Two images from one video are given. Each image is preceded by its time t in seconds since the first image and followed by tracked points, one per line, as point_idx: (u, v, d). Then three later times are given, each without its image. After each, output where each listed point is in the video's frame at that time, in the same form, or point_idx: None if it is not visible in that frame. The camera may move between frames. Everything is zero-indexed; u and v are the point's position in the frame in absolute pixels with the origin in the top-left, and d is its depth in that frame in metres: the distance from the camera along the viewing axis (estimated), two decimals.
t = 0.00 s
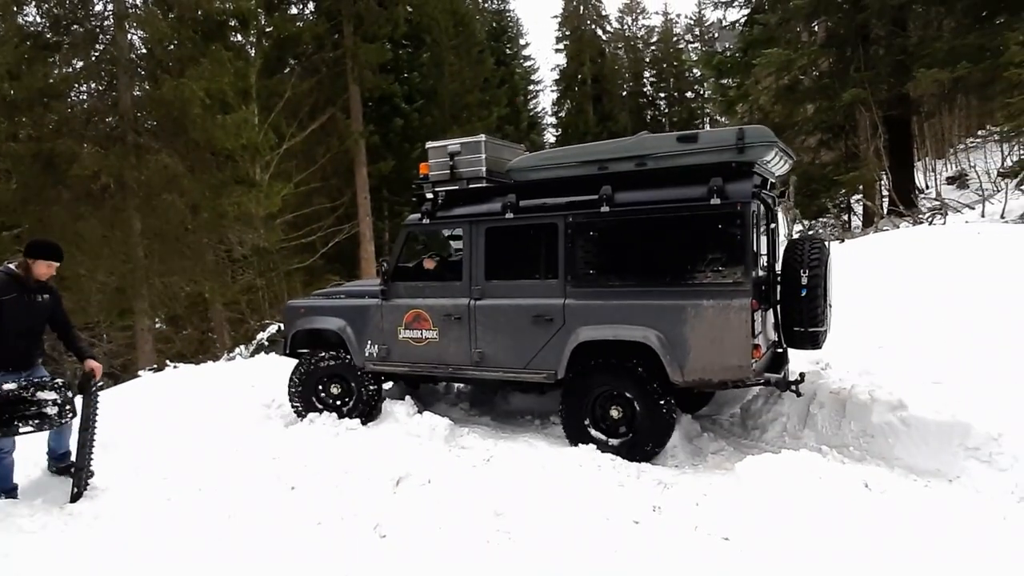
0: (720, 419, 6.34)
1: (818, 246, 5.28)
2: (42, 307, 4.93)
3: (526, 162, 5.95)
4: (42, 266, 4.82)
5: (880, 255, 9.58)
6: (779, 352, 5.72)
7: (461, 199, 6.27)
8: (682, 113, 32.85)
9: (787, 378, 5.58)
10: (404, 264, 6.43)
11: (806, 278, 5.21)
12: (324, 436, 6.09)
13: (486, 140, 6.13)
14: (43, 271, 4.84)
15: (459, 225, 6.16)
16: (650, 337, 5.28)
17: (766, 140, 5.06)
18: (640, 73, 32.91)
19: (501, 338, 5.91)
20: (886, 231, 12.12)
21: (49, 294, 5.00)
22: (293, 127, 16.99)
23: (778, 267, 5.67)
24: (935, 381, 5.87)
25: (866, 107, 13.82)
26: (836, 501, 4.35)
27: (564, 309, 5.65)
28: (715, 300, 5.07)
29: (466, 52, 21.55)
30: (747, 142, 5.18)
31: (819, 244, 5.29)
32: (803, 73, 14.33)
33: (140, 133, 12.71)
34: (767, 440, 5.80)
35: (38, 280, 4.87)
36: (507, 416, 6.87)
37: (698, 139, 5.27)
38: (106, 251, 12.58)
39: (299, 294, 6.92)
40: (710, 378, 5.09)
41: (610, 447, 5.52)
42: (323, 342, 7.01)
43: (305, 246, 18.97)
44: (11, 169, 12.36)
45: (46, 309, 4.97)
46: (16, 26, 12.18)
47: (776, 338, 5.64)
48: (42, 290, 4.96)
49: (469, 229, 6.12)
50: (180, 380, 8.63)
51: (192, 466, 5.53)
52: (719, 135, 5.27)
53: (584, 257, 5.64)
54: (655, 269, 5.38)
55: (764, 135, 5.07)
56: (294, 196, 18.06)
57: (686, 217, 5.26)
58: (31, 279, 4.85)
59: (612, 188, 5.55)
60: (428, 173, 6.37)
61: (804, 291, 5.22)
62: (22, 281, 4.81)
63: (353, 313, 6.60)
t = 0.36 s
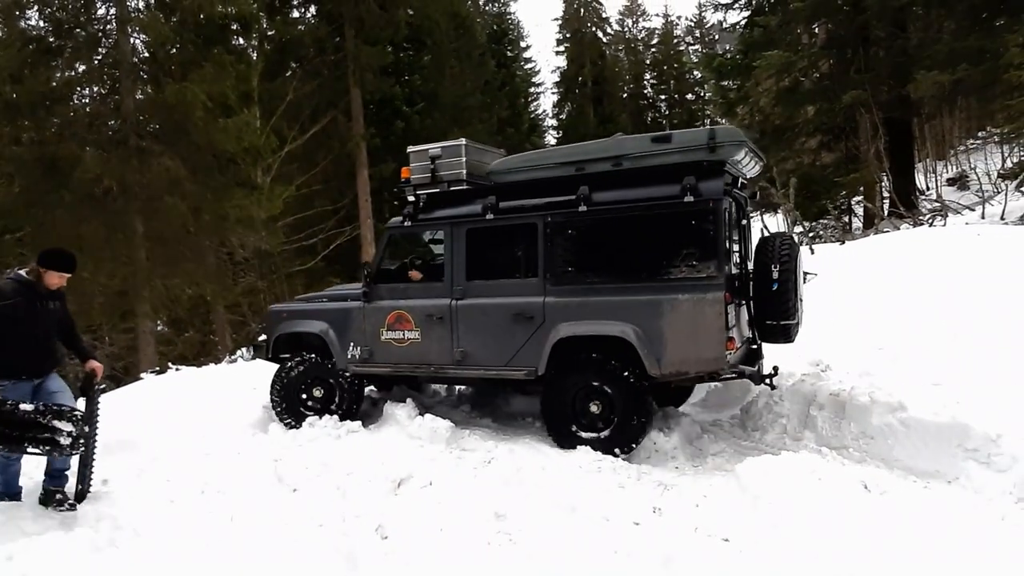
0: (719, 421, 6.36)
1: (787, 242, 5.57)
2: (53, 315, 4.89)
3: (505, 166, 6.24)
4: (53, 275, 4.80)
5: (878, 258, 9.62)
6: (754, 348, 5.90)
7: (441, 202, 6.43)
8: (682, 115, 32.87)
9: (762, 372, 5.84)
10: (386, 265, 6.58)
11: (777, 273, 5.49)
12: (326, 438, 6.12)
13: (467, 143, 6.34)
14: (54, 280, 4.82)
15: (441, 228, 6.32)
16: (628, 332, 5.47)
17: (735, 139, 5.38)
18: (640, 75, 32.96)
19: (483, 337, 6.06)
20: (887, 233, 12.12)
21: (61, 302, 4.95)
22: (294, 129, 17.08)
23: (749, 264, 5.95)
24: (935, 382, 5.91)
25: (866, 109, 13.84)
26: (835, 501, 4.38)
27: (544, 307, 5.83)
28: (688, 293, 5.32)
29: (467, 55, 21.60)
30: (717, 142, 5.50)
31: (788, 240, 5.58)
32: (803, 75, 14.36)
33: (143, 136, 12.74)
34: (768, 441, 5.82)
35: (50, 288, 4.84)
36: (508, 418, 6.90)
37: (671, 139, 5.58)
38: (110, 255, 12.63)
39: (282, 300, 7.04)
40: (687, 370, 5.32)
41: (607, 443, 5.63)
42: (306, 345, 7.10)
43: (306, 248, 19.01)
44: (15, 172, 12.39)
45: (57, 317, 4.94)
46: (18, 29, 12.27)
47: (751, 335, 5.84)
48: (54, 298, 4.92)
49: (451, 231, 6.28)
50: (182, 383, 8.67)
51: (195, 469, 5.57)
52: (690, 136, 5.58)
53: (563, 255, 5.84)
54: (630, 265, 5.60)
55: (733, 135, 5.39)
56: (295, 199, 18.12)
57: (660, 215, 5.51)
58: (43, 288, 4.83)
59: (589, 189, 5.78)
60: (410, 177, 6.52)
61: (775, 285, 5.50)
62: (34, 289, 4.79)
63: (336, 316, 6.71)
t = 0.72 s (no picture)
0: (728, 424, 6.38)
1: (765, 237, 5.86)
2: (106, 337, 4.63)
3: (489, 169, 6.34)
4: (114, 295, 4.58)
5: (887, 261, 9.61)
6: (735, 344, 6.07)
7: (426, 206, 6.60)
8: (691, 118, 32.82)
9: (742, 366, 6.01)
10: (373, 269, 6.70)
11: (755, 269, 5.79)
12: (337, 442, 6.16)
13: (451, 148, 6.48)
14: (116, 299, 4.60)
15: (426, 230, 6.47)
16: (612, 330, 5.61)
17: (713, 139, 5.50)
18: (649, 79, 32.96)
19: (469, 339, 6.19)
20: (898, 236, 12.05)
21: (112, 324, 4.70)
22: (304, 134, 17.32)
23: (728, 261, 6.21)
24: (945, 384, 5.90)
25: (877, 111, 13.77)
26: (846, 504, 4.38)
27: (529, 307, 5.98)
28: (671, 290, 5.47)
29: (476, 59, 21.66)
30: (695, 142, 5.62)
31: (766, 236, 5.88)
32: (813, 77, 14.32)
33: (156, 143, 12.74)
34: (778, 444, 5.81)
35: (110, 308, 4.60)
36: (518, 421, 6.92)
37: (651, 140, 5.70)
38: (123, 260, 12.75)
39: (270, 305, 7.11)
40: (670, 365, 5.44)
41: (610, 429, 5.77)
42: (291, 351, 7.18)
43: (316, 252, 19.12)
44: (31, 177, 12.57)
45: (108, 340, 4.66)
46: (33, 38, 12.49)
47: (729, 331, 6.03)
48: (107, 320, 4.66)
49: (436, 234, 6.43)
50: (195, 386, 8.74)
51: (209, 472, 5.63)
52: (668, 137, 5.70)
53: (546, 256, 5.99)
54: (612, 264, 5.76)
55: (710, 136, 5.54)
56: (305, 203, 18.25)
57: (640, 214, 5.66)
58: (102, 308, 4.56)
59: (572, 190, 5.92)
60: (395, 182, 6.68)
61: (753, 281, 5.78)
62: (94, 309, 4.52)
63: (322, 320, 6.84)
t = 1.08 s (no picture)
0: (765, 436, 6.24)
1: (769, 247, 6.07)
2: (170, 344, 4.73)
3: (493, 184, 6.35)
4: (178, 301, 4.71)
5: (926, 270, 9.38)
6: (740, 350, 6.15)
7: (432, 223, 6.78)
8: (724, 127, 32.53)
9: (749, 373, 6.10)
10: (378, 286, 6.88)
11: (760, 278, 6.02)
12: (372, 449, 6.25)
13: (456, 163, 6.64)
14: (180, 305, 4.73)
15: (431, 246, 6.65)
16: (622, 341, 5.70)
17: (717, 152, 5.59)
18: (681, 87, 32.82)
19: (478, 352, 6.31)
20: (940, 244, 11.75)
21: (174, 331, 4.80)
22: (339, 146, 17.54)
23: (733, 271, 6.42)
24: (989, 396, 5.72)
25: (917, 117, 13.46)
26: (885, 519, 4.29)
27: (539, 320, 6.08)
28: (679, 301, 5.56)
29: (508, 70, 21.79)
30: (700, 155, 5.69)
31: (769, 245, 6.09)
32: (849, 83, 14.11)
33: (196, 154, 12.98)
34: (815, 455, 5.71)
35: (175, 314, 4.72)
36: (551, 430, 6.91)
37: (656, 154, 5.77)
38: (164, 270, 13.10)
39: (276, 324, 7.28)
40: (681, 374, 5.54)
41: (629, 422, 5.81)
42: (300, 370, 7.32)
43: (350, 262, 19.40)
44: (77, 191, 13.00)
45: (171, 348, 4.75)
46: (82, 55, 13.08)
47: (737, 337, 6.11)
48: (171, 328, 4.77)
49: (442, 249, 6.59)
50: (233, 394, 8.93)
51: (248, 478, 5.75)
52: (674, 150, 5.77)
53: (554, 269, 6.09)
54: (619, 277, 5.85)
55: (714, 148, 5.61)
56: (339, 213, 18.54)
57: (647, 227, 5.78)
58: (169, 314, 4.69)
59: (578, 205, 6.05)
60: (400, 198, 6.87)
61: (760, 289, 6.03)
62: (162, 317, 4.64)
63: (330, 336, 7.01)
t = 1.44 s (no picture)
0: (811, 447, 6.08)
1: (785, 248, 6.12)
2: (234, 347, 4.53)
3: (509, 196, 6.43)
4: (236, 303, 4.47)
5: (980, 276, 9.05)
6: (759, 353, 6.11)
7: (450, 234, 6.81)
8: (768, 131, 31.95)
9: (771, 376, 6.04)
10: (396, 300, 6.92)
11: (778, 279, 6.04)
12: (412, 454, 6.31)
13: (470, 175, 6.82)
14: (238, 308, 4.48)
15: (450, 258, 6.68)
16: (642, 347, 5.71)
17: (729, 156, 5.63)
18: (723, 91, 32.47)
19: (497, 362, 6.35)
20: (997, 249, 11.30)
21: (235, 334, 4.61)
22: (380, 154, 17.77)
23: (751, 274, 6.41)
24: None
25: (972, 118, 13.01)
26: (940, 534, 4.15)
27: (558, 328, 6.11)
28: (697, 305, 5.57)
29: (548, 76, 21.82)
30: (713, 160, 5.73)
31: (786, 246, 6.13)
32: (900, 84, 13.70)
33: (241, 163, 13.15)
34: (865, 466, 5.55)
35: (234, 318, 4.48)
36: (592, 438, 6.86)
37: (669, 160, 5.83)
38: (214, 277, 13.47)
39: (296, 341, 7.34)
40: (702, 378, 5.53)
41: (651, 412, 5.78)
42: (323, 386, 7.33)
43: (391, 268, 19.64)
44: (132, 200, 13.43)
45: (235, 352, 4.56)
46: (138, 69, 13.58)
47: (755, 340, 6.10)
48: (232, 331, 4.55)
49: (460, 260, 6.63)
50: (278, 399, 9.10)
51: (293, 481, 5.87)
52: (686, 156, 5.83)
53: (572, 277, 6.12)
54: (637, 284, 5.87)
55: (728, 154, 5.64)
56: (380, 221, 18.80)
57: (663, 233, 5.80)
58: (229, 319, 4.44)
59: (593, 213, 6.08)
60: (417, 211, 7.00)
61: (777, 291, 6.06)
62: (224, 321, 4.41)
63: (350, 350, 7.02)
